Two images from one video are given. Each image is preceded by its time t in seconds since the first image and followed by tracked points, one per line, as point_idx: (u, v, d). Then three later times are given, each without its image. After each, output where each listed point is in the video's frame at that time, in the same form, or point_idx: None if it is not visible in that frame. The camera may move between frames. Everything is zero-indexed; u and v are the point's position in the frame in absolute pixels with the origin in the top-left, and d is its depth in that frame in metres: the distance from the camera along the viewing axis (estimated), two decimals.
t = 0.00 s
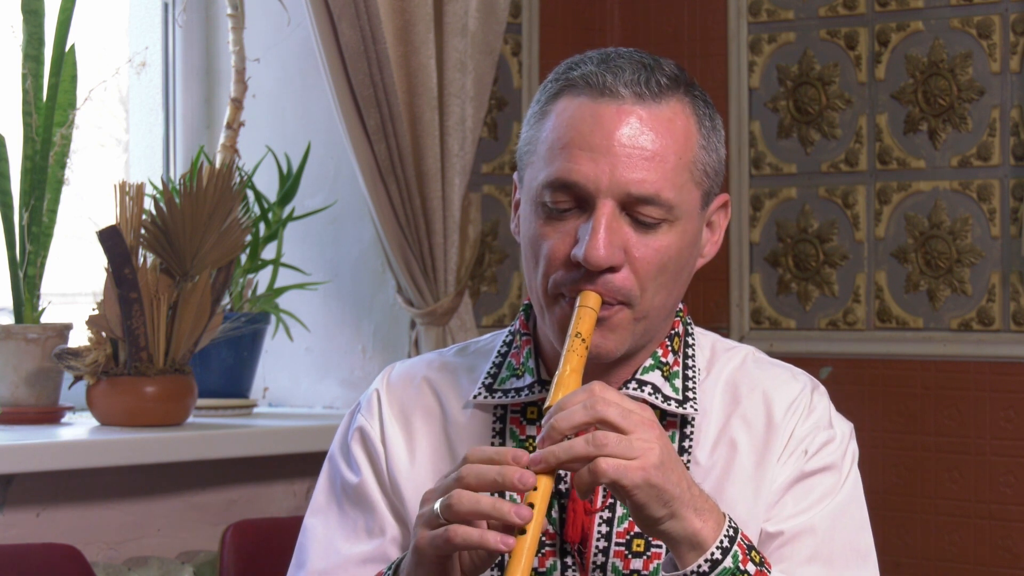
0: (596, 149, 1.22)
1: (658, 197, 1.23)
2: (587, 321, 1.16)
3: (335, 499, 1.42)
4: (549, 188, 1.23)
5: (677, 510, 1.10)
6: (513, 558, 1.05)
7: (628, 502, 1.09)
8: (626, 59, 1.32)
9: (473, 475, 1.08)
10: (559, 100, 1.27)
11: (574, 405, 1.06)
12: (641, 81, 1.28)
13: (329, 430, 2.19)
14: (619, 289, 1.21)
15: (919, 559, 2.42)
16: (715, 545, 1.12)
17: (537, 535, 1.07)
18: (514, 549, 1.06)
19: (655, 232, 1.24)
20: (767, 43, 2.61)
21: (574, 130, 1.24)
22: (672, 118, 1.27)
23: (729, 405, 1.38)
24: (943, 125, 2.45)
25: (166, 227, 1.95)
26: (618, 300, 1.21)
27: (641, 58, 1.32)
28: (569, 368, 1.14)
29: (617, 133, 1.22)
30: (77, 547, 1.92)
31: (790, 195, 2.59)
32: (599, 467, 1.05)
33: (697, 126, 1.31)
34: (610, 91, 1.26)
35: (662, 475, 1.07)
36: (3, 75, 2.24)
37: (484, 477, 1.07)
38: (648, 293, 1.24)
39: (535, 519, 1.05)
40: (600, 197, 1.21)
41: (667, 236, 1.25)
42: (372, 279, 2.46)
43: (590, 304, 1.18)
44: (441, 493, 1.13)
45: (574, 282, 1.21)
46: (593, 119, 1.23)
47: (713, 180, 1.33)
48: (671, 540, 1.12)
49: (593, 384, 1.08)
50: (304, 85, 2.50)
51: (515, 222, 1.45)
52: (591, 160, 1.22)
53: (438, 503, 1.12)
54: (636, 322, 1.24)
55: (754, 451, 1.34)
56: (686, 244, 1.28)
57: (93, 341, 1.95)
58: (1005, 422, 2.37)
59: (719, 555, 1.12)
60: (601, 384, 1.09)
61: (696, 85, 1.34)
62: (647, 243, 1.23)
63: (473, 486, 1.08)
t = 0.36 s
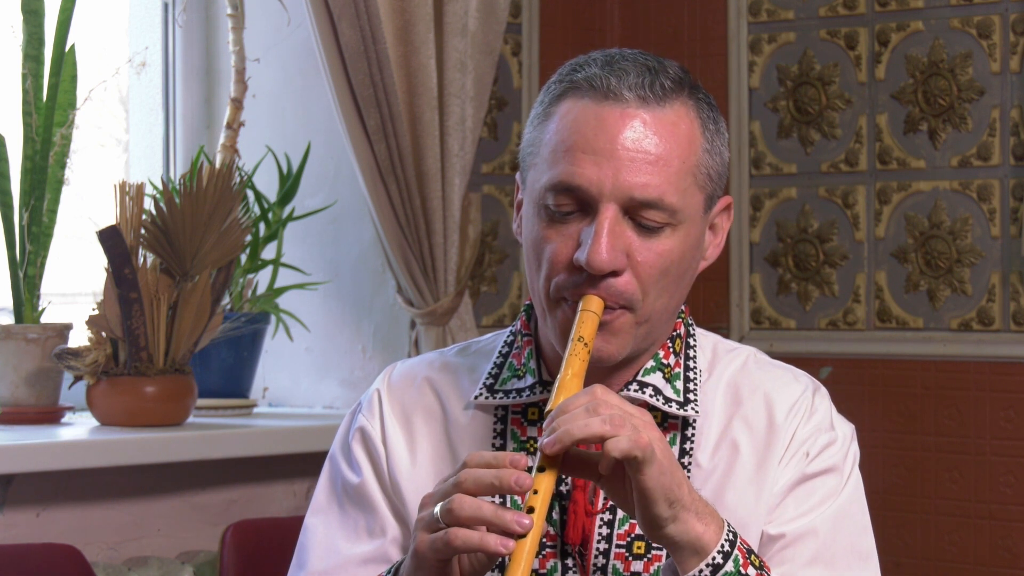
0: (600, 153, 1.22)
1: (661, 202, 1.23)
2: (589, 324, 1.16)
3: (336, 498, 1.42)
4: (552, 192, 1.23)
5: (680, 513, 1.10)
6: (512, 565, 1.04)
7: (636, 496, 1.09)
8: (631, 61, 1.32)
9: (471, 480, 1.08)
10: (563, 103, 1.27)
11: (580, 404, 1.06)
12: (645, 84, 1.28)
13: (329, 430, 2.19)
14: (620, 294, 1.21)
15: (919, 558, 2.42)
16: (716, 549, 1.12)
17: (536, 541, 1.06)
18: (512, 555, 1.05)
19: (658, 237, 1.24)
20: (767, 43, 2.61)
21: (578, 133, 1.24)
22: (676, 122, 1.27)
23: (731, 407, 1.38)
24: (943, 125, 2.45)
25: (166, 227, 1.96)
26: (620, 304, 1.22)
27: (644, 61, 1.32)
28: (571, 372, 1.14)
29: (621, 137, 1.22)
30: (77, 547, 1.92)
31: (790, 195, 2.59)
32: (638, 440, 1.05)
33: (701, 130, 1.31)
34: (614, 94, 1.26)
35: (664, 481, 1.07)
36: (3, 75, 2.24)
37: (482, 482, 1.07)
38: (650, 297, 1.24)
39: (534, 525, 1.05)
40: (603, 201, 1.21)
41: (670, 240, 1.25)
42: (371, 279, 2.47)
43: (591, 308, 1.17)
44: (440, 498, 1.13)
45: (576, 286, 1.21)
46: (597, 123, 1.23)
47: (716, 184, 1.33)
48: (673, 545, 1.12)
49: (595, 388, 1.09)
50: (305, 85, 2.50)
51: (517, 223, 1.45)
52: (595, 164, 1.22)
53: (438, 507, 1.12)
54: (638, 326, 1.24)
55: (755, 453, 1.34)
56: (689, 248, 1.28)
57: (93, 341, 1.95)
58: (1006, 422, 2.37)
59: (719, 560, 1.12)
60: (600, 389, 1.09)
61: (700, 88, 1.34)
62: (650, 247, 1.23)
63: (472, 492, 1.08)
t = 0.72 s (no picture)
0: (600, 150, 1.22)
1: (661, 200, 1.23)
2: (589, 319, 1.16)
3: (337, 495, 1.41)
4: (552, 189, 1.23)
5: (679, 503, 1.10)
6: (508, 554, 1.03)
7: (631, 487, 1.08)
8: (631, 59, 1.32)
9: (468, 468, 1.08)
10: (564, 100, 1.27)
11: (578, 389, 1.06)
12: (646, 82, 1.28)
13: (329, 430, 2.19)
14: (620, 291, 1.21)
15: (919, 558, 2.42)
16: (717, 540, 1.12)
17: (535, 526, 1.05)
18: (510, 542, 1.04)
19: (658, 234, 1.24)
20: (767, 43, 2.61)
21: (578, 130, 1.23)
22: (676, 120, 1.27)
23: (731, 404, 1.38)
24: (943, 125, 2.45)
25: (166, 227, 1.95)
26: (619, 301, 1.22)
27: (645, 58, 1.32)
28: (570, 364, 1.13)
29: (621, 135, 1.22)
30: (77, 547, 1.92)
31: (790, 195, 2.59)
32: (623, 430, 1.05)
33: (701, 128, 1.31)
34: (615, 92, 1.26)
35: (661, 472, 1.07)
36: (3, 75, 2.24)
37: (478, 469, 1.07)
38: (649, 294, 1.24)
39: (531, 511, 1.04)
40: (603, 198, 1.21)
41: (669, 238, 1.25)
42: (371, 279, 2.46)
43: (591, 304, 1.18)
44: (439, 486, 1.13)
45: (576, 283, 1.21)
46: (597, 121, 1.23)
47: (716, 181, 1.33)
48: (674, 537, 1.12)
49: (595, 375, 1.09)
50: (304, 85, 2.50)
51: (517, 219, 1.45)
52: (595, 161, 1.22)
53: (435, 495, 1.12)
54: (637, 323, 1.24)
55: (755, 449, 1.34)
56: (689, 246, 1.28)
57: (93, 341, 1.95)
58: (1005, 422, 2.37)
59: (721, 551, 1.12)
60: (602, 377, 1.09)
61: (701, 86, 1.34)
62: (650, 244, 1.23)
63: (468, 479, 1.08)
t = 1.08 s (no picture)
0: (602, 139, 1.22)
1: (662, 187, 1.22)
2: (592, 306, 1.17)
3: (341, 490, 1.41)
4: (554, 178, 1.23)
5: (680, 487, 1.10)
6: (510, 532, 1.03)
7: (631, 472, 1.09)
8: (633, 50, 1.32)
9: (470, 449, 1.08)
10: (566, 91, 1.27)
11: (581, 371, 1.07)
12: (647, 72, 1.28)
13: (329, 429, 2.19)
14: (622, 279, 1.21)
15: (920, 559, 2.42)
16: (719, 526, 1.11)
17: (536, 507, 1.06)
18: (512, 522, 1.04)
19: (659, 223, 1.24)
20: (767, 43, 2.61)
21: (580, 120, 1.24)
22: (678, 109, 1.27)
23: (733, 399, 1.38)
24: (943, 125, 2.45)
25: (166, 228, 1.96)
26: (621, 289, 1.21)
27: (647, 50, 1.32)
28: (572, 350, 1.14)
29: (622, 123, 1.22)
30: (77, 547, 1.92)
31: (790, 195, 2.59)
32: (620, 413, 1.05)
33: (703, 118, 1.31)
34: (616, 82, 1.26)
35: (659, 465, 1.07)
36: (3, 75, 2.24)
37: (480, 448, 1.07)
38: (652, 283, 1.23)
39: (533, 491, 1.05)
40: (605, 186, 1.21)
41: (671, 227, 1.24)
42: (371, 279, 2.47)
43: (595, 292, 1.18)
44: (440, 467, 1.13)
45: (579, 270, 1.21)
46: (599, 110, 1.23)
47: (718, 173, 1.33)
48: (674, 523, 1.12)
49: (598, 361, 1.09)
50: (305, 84, 2.50)
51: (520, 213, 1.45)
52: (596, 149, 1.22)
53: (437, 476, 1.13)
54: (640, 312, 1.24)
55: (758, 443, 1.34)
56: (691, 235, 1.27)
57: (93, 341, 1.95)
58: (1005, 422, 2.37)
59: (723, 535, 1.11)
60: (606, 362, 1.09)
61: (703, 79, 1.34)
62: (652, 233, 1.23)
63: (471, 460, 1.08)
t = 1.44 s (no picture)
0: (600, 136, 1.22)
1: (662, 183, 1.22)
2: (595, 303, 1.17)
3: (344, 489, 1.41)
4: (554, 177, 1.24)
5: (673, 492, 1.10)
6: (511, 527, 1.03)
7: (626, 473, 1.09)
8: (629, 49, 1.32)
9: (471, 443, 1.09)
10: (563, 90, 1.27)
11: (583, 372, 1.07)
12: (643, 69, 1.28)
13: (329, 429, 2.19)
14: (624, 276, 1.20)
15: (920, 559, 2.41)
16: (712, 531, 1.11)
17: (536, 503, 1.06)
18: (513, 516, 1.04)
19: (660, 218, 1.23)
20: (767, 43, 2.61)
21: (578, 118, 1.24)
22: (675, 105, 1.27)
23: (736, 399, 1.38)
24: (943, 125, 2.45)
25: (166, 228, 1.95)
26: (624, 286, 1.21)
27: (643, 48, 1.32)
28: (575, 346, 1.14)
29: (620, 120, 1.22)
30: (77, 547, 1.92)
31: (790, 195, 2.59)
32: (614, 420, 1.05)
33: (700, 113, 1.31)
34: (613, 80, 1.26)
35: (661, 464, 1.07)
36: (3, 75, 2.24)
37: (482, 443, 1.08)
38: (654, 279, 1.23)
39: (534, 485, 1.05)
40: (605, 183, 1.21)
41: (672, 222, 1.24)
42: (372, 279, 2.46)
43: (598, 289, 1.18)
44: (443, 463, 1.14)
45: (582, 267, 1.20)
46: (596, 108, 1.23)
47: (716, 168, 1.33)
48: (667, 528, 1.12)
49: (601, 358, 1.09)
50: (305, 84, 2.49)
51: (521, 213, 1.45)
52: (595, 147, 1.22)
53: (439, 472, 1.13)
54: (644, 309, 1.23)
55: (760, 443, 1.34)
56: (692, 231, 1.27)
57: (93, 341, 1.96)
58: (1005, 422, 2.37)
59: (716, 540, 1.11)
60: (607, 359, 1.09)
61: (699, 75, 1.34)
62: (653, 228, 1.23)
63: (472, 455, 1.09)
